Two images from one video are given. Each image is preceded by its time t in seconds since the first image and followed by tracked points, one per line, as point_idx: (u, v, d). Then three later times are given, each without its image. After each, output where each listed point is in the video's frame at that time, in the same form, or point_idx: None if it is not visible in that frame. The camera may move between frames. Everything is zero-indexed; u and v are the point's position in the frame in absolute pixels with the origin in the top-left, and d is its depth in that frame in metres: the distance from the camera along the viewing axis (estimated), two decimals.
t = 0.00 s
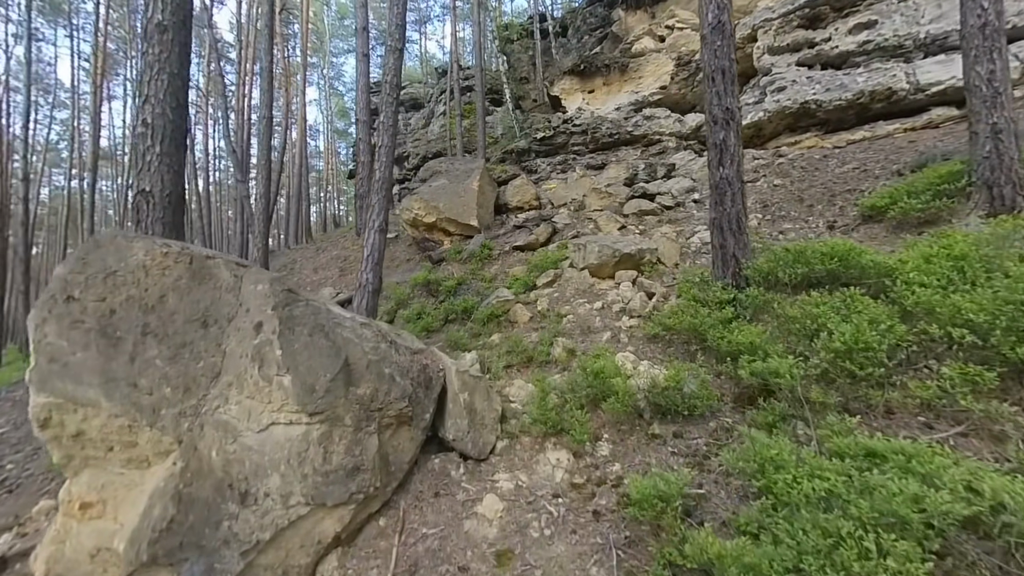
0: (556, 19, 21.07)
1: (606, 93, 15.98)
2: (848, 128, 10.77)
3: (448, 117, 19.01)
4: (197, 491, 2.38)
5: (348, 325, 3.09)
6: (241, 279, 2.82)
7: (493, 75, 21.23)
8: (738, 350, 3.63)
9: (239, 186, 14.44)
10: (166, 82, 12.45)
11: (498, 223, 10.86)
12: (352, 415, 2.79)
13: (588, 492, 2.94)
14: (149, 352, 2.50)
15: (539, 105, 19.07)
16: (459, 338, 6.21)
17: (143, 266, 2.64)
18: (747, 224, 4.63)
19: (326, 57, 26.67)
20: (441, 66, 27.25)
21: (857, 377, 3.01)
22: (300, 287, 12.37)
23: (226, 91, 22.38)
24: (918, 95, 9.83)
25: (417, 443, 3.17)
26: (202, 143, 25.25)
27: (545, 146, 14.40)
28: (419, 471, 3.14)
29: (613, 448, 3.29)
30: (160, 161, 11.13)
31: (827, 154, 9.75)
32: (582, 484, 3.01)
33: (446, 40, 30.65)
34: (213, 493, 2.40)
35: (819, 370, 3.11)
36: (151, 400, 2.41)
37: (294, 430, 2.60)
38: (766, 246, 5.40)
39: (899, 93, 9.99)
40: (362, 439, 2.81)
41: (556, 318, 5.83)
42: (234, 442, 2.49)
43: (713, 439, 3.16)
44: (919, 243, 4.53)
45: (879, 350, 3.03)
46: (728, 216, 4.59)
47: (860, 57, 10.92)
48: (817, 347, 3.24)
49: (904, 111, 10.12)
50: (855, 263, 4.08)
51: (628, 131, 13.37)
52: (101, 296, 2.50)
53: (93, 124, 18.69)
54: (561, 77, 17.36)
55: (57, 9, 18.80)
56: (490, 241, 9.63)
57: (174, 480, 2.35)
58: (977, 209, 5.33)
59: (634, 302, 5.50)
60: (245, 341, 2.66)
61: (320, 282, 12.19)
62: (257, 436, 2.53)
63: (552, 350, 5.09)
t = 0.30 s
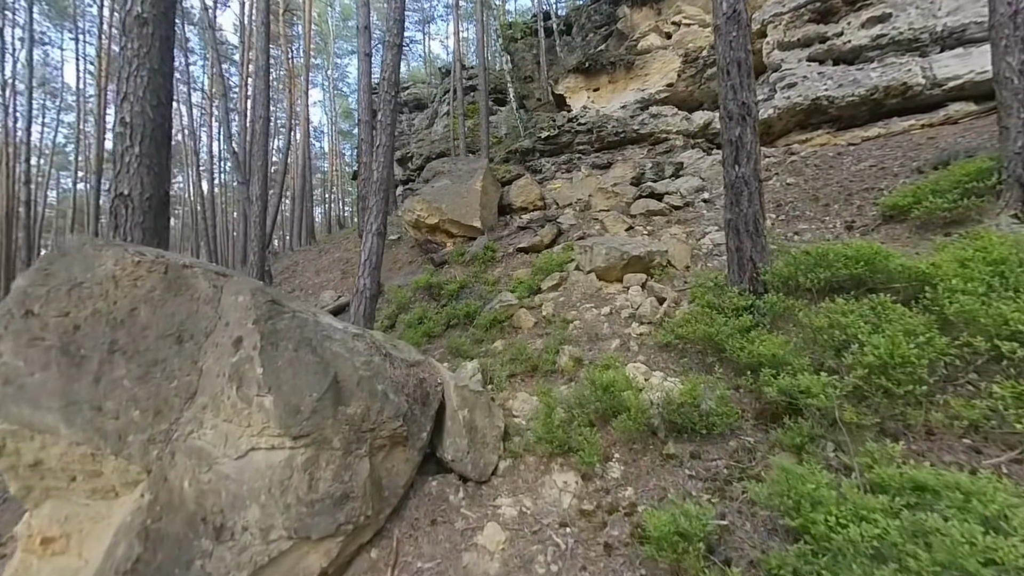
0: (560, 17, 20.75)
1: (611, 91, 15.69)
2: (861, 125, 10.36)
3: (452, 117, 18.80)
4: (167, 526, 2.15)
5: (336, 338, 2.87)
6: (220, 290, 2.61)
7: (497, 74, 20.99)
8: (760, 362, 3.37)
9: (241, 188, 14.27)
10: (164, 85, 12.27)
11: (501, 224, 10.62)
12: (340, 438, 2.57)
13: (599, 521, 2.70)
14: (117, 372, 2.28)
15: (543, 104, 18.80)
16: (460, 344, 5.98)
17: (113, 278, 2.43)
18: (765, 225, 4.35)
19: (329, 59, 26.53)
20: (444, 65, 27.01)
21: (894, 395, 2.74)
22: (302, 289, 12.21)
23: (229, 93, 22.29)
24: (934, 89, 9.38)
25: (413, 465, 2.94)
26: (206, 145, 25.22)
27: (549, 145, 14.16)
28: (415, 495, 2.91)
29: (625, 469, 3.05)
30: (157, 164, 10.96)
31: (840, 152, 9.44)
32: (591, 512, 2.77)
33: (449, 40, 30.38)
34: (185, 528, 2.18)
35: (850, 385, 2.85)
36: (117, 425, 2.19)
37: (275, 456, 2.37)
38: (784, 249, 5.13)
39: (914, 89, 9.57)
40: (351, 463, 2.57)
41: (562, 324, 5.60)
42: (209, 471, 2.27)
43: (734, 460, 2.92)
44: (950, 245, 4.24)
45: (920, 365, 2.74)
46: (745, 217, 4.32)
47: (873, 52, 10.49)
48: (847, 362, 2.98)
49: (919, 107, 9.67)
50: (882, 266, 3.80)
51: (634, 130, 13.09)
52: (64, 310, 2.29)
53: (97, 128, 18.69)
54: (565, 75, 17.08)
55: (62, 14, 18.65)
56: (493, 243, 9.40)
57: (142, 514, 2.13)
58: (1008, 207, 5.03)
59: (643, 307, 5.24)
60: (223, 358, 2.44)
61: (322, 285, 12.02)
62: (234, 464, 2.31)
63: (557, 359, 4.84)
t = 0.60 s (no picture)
0: (565, 12, 20.37)
1: (619, 87, 15.29)
2: (878, 119, 9.61)
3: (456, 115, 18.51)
4: (125, 556, 1.89)
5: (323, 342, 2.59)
6: (193, 289, 2.34)
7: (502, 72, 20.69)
8: (792, 368, 3.06)
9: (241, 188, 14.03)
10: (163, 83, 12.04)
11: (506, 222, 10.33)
12: (327, 455, 2.29)
13: (618, 549, 2.42)
14: (73, 380, 2.02)
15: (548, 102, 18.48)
16: (464, 346, 5.70)
17: (70, 274, 2.16)
18: (792, 218, 4.03)
19: (335, 59, 26.35)
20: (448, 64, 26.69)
21: (951, 407, 2.42)
22: (304, 289, 11.99)
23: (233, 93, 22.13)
24: (956, 81, 8.70)
25: (408, 482, 2.66)
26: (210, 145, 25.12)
27: (555, 142, 13.84)
28: (411, 516, 2.63)
29: (644, 488, 2.76)
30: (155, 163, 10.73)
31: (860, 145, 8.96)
32: (609, 537, 2.49)
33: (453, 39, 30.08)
34: (145, 560, 1.91)
35: (899, 394, 2.54)
36: (70, 441, 1.93)
37: (251, 476, 2.10)
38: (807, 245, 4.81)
39: (936, 80, 8.85)
40: (339, 483, 2.30)
41: (571, 325, 5.30)
42: (174, 494, 2.00)
43: (768, 479, 2.62)
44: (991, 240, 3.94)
45: (984, 373, 2.42)
46: (769, 210, 4.00)
47: (891, 43, 9.82)
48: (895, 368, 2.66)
49: (939, 100, 8.96)
50: (922, 263, 3.47)
51: (642, 126, 12.75)
52: (13, 311, 2.03)
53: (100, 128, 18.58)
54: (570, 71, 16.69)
55: (67, 15, 18.45)
56: (498, 241, 9.11)
57: (96, 544, 1.86)
58: None
59: (658, 308, 4.93)
60: (192, 366, 2.16)
61: (324, 285, 11.79)
62: (203, 486, 2.03)
63: (566, 362, 4.54)
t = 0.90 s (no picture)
0: (570, 10, 20.01)
1: (625, 85, 14.91)
2: (894, 117, 8.99)
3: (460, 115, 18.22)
4: None
5: (304, 362, 2.29)
6: (155, 303, 2.05)
7: (506, 71, 20.37)
8: (833, 387, 2.73)
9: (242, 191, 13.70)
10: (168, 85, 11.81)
11: (511, 223, 10.02)
12: (306, 497, 2.00)
13: None
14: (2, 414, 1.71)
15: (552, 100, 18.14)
16: (466, 355, 5.40)
17: (8, 288, 1.85)
18: (822, 219, 3.69)
19: (338, 60, 26.16)
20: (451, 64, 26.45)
21: None
22: (305, 292, 11.73)
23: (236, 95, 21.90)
24: (977, 75, 8.03)
25: (403, 520, 2.35)
26: (213, 147, 24.96)
27: (560, 142, 13.51)
28: (405, 558, 2.33)
29: (669, 526, 2.45)
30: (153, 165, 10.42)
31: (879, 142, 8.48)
32: None
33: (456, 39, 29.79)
34: None
35: (967, 425, 2.20)
36: None
37: (216, 523, 1.80)
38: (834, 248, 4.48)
39: (955, 75, 8.19)
40: (321, 527, 2.01)
41: (581, 333, 4.98)
42: (124, 548, 1.71)
43: (812, 518, 2.29)
44: None
45: None
46: (798, 211, 3.67)
47: (908, 37, 9.21)
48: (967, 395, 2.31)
49: (959, 95, 8.31)
50: (972, 267, 3.12)
51: (650, 124, 12.40)
52: None
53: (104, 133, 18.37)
54: (575, 69, 16.33)
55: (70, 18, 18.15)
56: (502, 243, 8.80)
57: None
58: None
59: (674, 315, 4.61)
60: (150, 395, 1.87)
61: (324, 288, 11.53)
62: (159, 537, 1.73)
63: (576, 375, 4.22)
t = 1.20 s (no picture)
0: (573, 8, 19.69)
1: (629, 82, 14.52)
2: (906, 112, 8.34)
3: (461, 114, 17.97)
4: None
5: (285, 381, 2.04)
6: (109, 318, 1.81)
7: (508, 70, 20.11)
8: (870, 404, 2.48)
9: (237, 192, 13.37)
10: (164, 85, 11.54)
11: (512, 223, 9.77)
12: (281, 538, 1.75)
13: None
14: None
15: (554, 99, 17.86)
16: (467, 362, 5.14)
17: None
18: (850, 219, 3.43)
19: (339, 60, 25.96)
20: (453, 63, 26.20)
21: None
22: (303, 294, 11.50)
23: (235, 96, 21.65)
24: (995, 70, 7.38)
25: (394, 558, 2.09)
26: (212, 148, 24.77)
27: (563, 140, 13.23)
28: None
29: (692, 563, 2.19)
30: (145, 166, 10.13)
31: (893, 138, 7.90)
32: None
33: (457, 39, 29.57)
34: None
35: None
36: None
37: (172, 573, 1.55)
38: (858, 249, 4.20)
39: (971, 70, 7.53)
40: (298, 573, 1.76)
41: (588, 340, 4.72)
42: None
43: (857, 558, 2.03)
44: None
45: None
46: (824, 210, 3.40)
47: (920, 30, 8.48)
48: None
49: (976, 89, 7.66)
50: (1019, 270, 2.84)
51: (655, 122, 12.12)
52: None
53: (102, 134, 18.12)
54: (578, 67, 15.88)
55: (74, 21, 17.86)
56: (505, 244, 8.55)
57: None
58: None
59: (686, 321, 4.34)
60: (97, 425, 1.63)
61: (323, 290, 11.31)
62: None
63: (584, 386, 3.95)
